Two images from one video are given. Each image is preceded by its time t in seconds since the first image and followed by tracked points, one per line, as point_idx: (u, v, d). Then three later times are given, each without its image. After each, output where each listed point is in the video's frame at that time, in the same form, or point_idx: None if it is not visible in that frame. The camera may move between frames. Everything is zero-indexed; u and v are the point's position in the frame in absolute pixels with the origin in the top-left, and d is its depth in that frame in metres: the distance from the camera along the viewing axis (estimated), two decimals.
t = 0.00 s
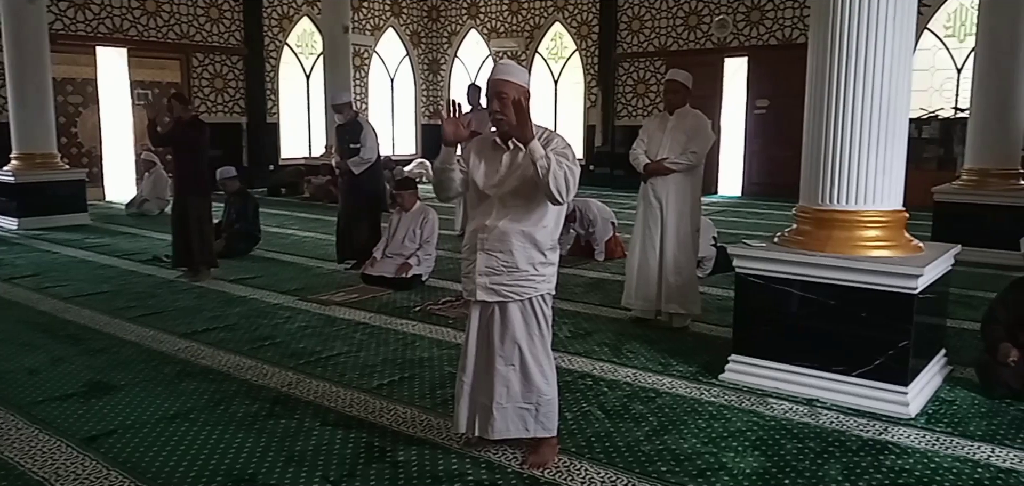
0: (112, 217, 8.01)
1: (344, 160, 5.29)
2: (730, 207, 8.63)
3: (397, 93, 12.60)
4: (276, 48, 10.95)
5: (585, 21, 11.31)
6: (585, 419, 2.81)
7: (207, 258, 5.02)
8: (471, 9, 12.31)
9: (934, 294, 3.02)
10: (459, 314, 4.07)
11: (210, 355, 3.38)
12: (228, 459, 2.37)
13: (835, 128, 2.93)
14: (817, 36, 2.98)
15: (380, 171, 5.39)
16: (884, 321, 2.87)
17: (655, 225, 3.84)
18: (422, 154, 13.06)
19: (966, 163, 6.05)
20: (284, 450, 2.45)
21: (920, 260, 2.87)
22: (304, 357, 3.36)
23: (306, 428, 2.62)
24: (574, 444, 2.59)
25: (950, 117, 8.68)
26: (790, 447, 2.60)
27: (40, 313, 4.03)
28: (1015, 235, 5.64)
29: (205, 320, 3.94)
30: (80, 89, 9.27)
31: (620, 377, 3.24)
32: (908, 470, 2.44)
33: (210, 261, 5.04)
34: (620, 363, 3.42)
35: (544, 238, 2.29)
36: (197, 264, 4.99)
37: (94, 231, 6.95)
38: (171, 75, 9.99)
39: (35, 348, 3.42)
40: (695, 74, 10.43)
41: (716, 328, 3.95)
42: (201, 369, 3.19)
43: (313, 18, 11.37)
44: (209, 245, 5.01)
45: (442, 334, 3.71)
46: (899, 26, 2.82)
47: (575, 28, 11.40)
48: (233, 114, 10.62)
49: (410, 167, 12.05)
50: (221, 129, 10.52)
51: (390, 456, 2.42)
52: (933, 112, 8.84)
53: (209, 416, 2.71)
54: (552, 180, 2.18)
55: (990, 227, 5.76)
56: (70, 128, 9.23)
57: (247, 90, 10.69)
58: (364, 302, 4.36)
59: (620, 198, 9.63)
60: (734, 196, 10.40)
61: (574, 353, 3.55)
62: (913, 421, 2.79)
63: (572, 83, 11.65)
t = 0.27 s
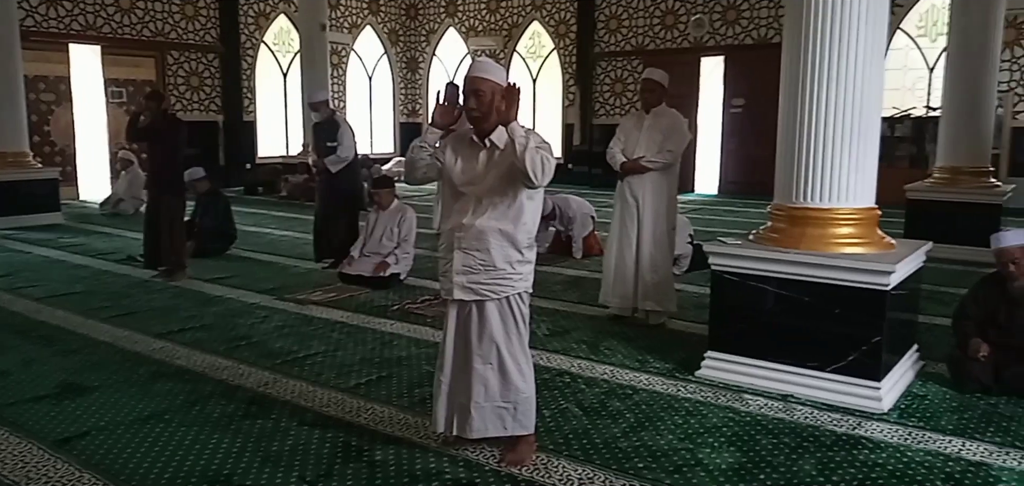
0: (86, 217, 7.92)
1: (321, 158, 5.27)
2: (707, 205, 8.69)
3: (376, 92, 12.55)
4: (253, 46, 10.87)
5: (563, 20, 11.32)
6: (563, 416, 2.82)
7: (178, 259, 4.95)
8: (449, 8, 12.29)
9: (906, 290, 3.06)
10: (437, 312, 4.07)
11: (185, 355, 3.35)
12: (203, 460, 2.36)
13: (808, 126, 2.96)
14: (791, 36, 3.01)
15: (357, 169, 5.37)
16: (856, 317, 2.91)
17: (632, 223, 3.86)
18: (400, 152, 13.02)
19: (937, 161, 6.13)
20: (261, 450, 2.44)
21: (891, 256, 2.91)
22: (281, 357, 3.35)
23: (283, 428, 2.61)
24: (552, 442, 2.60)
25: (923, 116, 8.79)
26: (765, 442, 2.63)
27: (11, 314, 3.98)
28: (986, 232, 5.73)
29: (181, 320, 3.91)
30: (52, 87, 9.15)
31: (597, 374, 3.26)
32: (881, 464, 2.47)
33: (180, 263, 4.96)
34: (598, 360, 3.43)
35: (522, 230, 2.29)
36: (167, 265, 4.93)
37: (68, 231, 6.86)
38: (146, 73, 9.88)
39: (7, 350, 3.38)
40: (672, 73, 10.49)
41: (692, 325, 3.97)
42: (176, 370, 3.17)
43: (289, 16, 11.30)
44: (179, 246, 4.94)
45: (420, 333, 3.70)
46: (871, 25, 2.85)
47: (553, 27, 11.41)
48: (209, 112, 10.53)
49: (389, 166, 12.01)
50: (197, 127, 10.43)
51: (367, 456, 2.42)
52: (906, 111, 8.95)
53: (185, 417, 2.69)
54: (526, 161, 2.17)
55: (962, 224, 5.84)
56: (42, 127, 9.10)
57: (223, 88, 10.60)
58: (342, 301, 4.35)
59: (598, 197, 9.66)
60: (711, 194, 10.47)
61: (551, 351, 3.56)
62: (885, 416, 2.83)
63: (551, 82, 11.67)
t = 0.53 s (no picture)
0: (55, 218, 7.79)
1: (295, 158, 5.22)
2: (682, 205, 8.73)
3: (351, 91, 12.47)
4: (226, 45, 10.77)
5: (538, 20, 11.32)
6: (540, 416, 2.81)
7: (150, 260, 4.90)
8: (425, 7, 12.26)
9: (879, 288, 3.09)
10: (413, 313, 4.04)
11: (157, 358, 3.30)
12: (174, 465, 2.32)
13: (781, 124, 2.98)
14: (765, 35, 3.02)
15: (332, 169, 5.33)
16: (830, 315, 2.93)
17: (608, 222, 3.86)
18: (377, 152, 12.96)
19: (908, 160, 6.20)
20: (233, 455, 2.40)
21: (864, 255, 2.93)
22: (255, 360, 3.31)
23: (256, 432, 2.57)
24: (529, 442, 2.59)
25: (895, 115, 8.89)
26: (741, 440, 2.64)
27: None
28: (957, 229, 5.80)
29: (152, 323, 3.85)
30: (20, 86, 8.99)
31: (574, 374, 3.25)
32: (855, 461, 2.49)
33: (152, 264, 4.91)
34: (575, 359, 3.43)
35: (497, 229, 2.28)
36: (139, 267, 4.88)
37: (36, 233, 6.74)
38: (117, 73, 9.74)
39: None
40: (648, 73, 10.53)
41: (669, 324, 3.99)
42: (147, 374, 3.12)
43: (263, 14, 11.20)
44: (150, 247, 4.89)
45: (396, 335, 3.68)
46: (843, 24, 2.87)
47: (529, 27, 11.41)
48: (182, 112, 10.41)
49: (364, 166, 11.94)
50: (169, 127, 10.30)
51: (342, 459, 2.40)
52: (877, 110, 9.04)
53: (156, 421, 2.65)
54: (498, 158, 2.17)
55: (932, 222, 5.92)
56: (10, 127, 8.94)
57: (196, 87, 10.49)
58: (317, 302, 4.31)
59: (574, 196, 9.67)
60: (687, 193, 10.52)
61: (529, 351, 3.55)
62: (859, 413, 2.85)
63: (527, 81, 11.66)
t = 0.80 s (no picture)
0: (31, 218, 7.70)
1: (274, 157, 5.18)
2: (664, 203, 8.76)
3: (332, 89, 12.41)
4: (205, 43, 10.68)
5: (520, 18, 11.32)
6: (521, 415, 2.81)
7: (128, 261, 4.84)
8: (406, 5, 12.22)
9: (857, 285, 3.11)
10: (394, 313, 4.03)
11: (134, 360, 3.27)
12: (151, 468, 2.30)
13: (760, 121, 2.99)
14: (743, 35, 3.04)
15: (312, 168, 5.30)
16: (809, 312, 2.95)
17: (589, 221, 3.86)
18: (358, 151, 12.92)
19: (886, 158, 6.26)
20: (212, 456, 2.38)
21: (843, 253, 2.95)
22: (234, 360, 3.28)
23: (235, 433, 2.55)
24: (510, 441, 2.58)
25: (873, 114, 8.97)
26: (722, 437, 2.65)
27: None
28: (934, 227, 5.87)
29: (130, 324, 3.81)
30: None
31: (555, 372, 3.25)
32: (834, 457, 2.51)
33: (130, 264, 4.86)
34: (556, 358, 3.43)
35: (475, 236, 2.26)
36: (116, 268, 4.82)
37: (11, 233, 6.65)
38: (94, 71, 9.61)
39: None
40: (629, 72, 10.56)
41: (650, 322, 4.00)
42: (125, 375, 3.08)
43: (242, 12, 11.12)
44: (128, 248, 4.83)
45: (377, 334, 3.66)
46: (819, 22, 2.89)
47: (510, 25, 11.40)
48: (160, 111, 10.32)
49: (346, 164, 11.88)
50: (147, 126, 10.20)
51: (322, 460, 2.38)
52: (855, 108, 9.12)
53: (133, 423, 2.62)
54: (476, 191, 2.14)
55: (910, 219, 5.98)
56: None
57: (174, 86, 10.40)
58: (297, 302, 4.29)
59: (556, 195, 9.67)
60: (668, 191, 10.55)
61: (510, 350, 3.55)
62: (838, 409, 2.87)
63: (509, 79, 11.65)
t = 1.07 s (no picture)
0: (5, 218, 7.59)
1: (252, 155, 5.15)
2: (644, 201, 8.79)
3: (311, 87, 12.33)
4: (182, 41, 10.59)
5: (500, 16, 11.31)
6: (501, 414, 2.80)
7: (104, 261, 4.79)
8: (386, 3, 12.18)
9: (834, 282, 3.14)
10: (374, 312, 4.01)
11: (110, 362, 3.23)
12: (126, 471, 2.27)
13: (737, 121, 3.01)
14: (721, 34, 3.05)
15: (290, 167, 5.26)
16: (787, 310, 2.97)
17: (569, 219, 3.86)
18: (338, 149, 12.85)
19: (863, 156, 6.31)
20: (188, 458, 2.36)
21: (820, 250, 2.97)
22: (212, 361, 3.25)
23: (213, 435, 2.53)
24: (490, 439, 2.58)
25: (850, 112, 9.05)
26: (701, 434, 2.66)
27: None
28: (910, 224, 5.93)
29: (105, 325, 3.77)
30: None
31: (536, 371, 3.25)
32: (811, 453, 2.52)
33: (106, 265, 4.80)
34: (537, 356, 3.43)
35: (468, 244, 2.22)
36: (92, 268, 4.76)
37: None
38: (69, 69, 9.45)
39: None
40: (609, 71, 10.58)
41: (630, 320, 4.01)
42: (100, 377, 3.05)
43: (220, 10, 11.04)
44: (104, 248, 4.78)
45: (357, 334, 3.64)
46: (795, 21, 2.91)
47: (490, 24, 11.39)
48: (136, 109, 10.21)
49: (325, 163, 11.82)
50: (123, 125, 10.09)
51: (300, 461, 2.37)
52: (833, 107, 9.20)
53: (109, 425, 2.59)
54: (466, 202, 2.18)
55: (886, 216, 6.04)
56: None
57: (151, 84, 10.30)
58: (275, 302, 4.25)
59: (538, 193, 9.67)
60: (648, 189, 10.58)
61: (491, 349, 3.54)
62: (816, 405, 2.89)
63: (489, 78, 11.64)
